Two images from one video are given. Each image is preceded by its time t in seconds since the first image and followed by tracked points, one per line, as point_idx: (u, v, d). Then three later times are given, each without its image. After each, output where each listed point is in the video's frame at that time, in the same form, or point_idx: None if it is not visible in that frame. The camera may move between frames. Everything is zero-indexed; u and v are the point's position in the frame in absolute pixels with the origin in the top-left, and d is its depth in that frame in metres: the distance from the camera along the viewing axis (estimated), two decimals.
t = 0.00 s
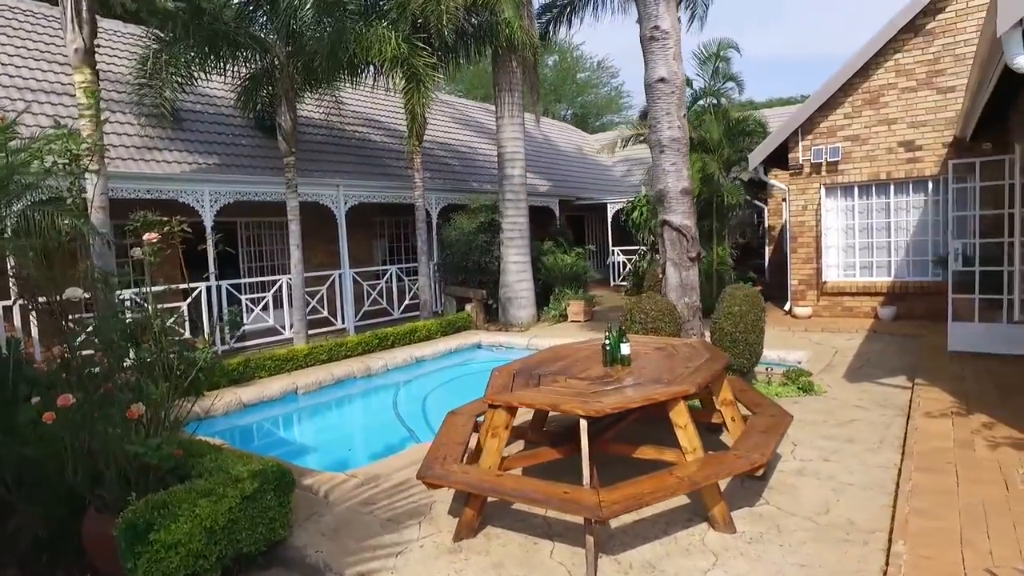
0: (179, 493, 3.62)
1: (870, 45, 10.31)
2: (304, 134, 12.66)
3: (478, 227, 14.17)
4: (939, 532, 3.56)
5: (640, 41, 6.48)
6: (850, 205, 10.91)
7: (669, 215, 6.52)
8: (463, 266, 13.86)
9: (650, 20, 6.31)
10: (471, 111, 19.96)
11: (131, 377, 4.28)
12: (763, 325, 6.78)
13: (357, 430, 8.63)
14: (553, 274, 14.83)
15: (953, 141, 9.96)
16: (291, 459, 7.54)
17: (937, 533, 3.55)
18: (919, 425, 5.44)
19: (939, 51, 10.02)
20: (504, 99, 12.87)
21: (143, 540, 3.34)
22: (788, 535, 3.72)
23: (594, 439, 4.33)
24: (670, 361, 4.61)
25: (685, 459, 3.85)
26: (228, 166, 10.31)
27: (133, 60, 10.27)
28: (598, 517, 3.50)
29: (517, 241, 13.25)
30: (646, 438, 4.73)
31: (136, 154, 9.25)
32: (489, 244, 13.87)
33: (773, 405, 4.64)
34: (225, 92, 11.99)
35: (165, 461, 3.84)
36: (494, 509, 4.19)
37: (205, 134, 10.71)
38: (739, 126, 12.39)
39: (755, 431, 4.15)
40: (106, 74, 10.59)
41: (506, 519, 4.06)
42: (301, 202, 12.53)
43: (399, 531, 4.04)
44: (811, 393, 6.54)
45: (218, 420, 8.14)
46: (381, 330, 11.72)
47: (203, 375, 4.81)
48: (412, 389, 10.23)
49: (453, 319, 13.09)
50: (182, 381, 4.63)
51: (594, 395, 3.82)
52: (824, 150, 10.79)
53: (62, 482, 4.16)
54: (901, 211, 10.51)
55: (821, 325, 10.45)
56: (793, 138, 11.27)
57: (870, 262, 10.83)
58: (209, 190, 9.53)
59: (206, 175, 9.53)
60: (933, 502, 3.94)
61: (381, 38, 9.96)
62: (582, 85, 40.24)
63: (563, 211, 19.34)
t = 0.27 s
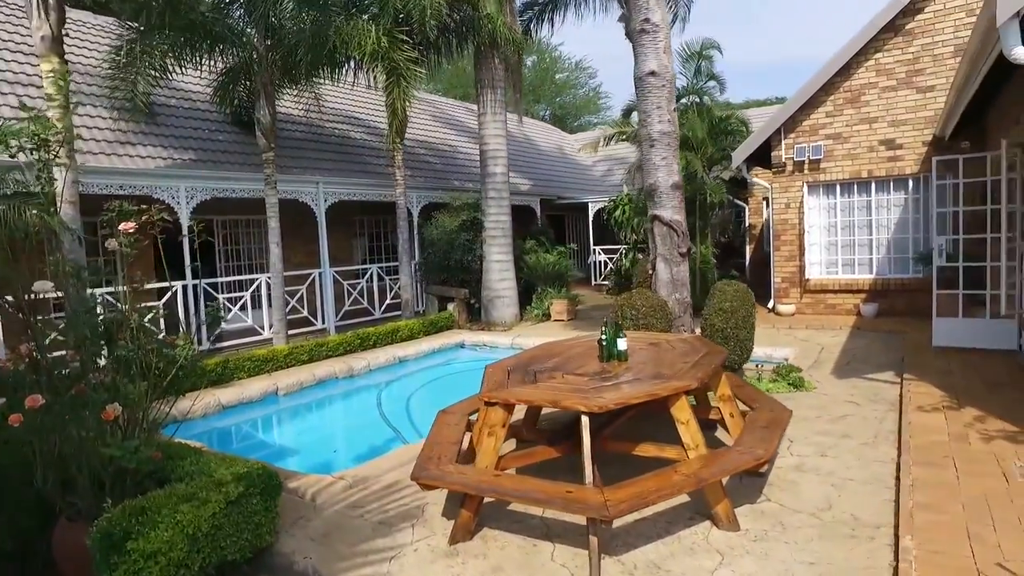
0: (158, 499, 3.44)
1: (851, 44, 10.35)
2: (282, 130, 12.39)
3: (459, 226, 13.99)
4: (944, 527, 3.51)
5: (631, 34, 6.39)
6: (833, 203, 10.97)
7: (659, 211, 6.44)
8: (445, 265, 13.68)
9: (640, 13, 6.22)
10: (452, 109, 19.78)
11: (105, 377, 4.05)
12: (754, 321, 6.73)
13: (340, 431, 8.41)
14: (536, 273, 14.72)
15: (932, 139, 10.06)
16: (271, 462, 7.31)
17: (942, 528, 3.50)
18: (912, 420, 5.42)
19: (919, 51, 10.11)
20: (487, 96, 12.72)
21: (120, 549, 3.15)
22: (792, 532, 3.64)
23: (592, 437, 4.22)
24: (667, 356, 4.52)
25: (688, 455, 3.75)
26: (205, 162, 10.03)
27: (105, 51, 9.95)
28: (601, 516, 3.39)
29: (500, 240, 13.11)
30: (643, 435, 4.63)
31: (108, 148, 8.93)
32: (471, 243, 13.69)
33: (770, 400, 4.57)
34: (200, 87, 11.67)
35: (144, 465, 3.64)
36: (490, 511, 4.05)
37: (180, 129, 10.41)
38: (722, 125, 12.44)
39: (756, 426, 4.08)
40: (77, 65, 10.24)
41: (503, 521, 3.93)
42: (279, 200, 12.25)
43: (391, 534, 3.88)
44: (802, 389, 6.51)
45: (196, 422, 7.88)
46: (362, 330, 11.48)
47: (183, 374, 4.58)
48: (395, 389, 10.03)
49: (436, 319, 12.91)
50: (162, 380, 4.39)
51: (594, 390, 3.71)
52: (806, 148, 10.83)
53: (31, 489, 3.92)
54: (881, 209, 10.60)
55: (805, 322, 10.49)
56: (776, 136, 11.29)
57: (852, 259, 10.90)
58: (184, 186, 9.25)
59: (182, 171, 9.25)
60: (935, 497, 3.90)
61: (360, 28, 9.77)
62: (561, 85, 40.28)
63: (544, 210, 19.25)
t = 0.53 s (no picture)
0: (149, 505, 3.26)
1: (842, 42, 10.34)
2: (268, 127, 12.15)
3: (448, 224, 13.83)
4: (962, 523, 3.46)
5: (628, 27, 6.30)
6: (824, 201, 10.97)
7: (658, 206, 6.36)
8: (434, 264, 13.51)
9: (639, 5, 6.13)
10: (439, 108, 19.61)
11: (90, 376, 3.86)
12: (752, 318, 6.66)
13: (330, 433, 8.24)
14: (526, 272, 14.60)
15: (922, 137, 10.10)
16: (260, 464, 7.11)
17: (960, 525, 3.44)
18: (914, 416, 5.39)
19: (908, 50, 10.14)
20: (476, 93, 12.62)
21: (107, 559, 2.98)
22: (807, 531, 3.56)
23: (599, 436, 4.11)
24: (673, 353, 4.42)
25: (699, 453, 3.64)
26: (190, 158, 9.79)
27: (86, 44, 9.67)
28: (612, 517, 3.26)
29: (489, 238, 12.98)
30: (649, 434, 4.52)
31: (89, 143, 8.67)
32: (460, 241, 13.53)
33: (777, 396, 4.49)
34: (184, 82, 11.40)
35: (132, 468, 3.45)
36: (494, 512, 3.93)
37: (165, 124, 10.15)
38: (712, 123, 12.40)
39: (767, 423, 3.98)
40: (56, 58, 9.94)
41: (509, 523, 3.80)
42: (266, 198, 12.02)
43: (393, 539, 3.73)
44: (802, 385, 6.46)
45: (183, 425, 7.66)
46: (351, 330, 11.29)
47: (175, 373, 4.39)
48: (385, 390, 9.86)
49: (426, 319, 12.76)
50: (152, 379, 4.19)
51: (601, 388, 3.59)
52: (798, 147, 10.78)
53: (11, 494, 3.71)
54: (872, 206, 10.62)
55: (797, 320, 10.47)
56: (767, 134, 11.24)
57: (843, 257, 10.91)
58: (169, 182, 9.01)
59: (166, 166, 9.01)
60: (949, 493, 3.84)
61: (349, 21, 9.68)
62: (546, 86, 40.24)
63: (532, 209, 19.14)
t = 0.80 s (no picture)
0: (143, 518, 3.11)
1: (832, 41, 10.37)
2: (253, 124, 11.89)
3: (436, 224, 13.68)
4: (980, 524, 3.43)
5: (627, 22, 6.23)
6: (813, 200, 11.00)
7: (657, 204, 6.29)
8: (422, 264, 13.34)
9: None
10: (425, 107, 19.42)
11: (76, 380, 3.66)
12: (751, 316, 6.62)
13: (320, 436, 8.06)
14: (514, 271, 14.50)
15: (910, 137, 10.18)
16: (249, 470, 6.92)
17: (978, 525, 3.40)
18: (916, 414, 5.38)
19: (896, 50, 10.21)
20: (465, 91, 12.49)
21: None
22: (823, 534, 3.50)
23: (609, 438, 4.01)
24: (680, 352, 4.35)
25: (713, 454, 3.57)
26: (173, 155, 9.53)
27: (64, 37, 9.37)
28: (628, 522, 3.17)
29: (478, 238, 12.86)
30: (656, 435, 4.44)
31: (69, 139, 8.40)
32: (449, 241, 13.37)
33: (785, 396, 4.44)
34: (167, 78, 11.13)
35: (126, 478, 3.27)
36: (502, 518, 3.81)
37: (146, 121, 9.88)
38: (702, 122, 12.39)
39: (778, 423, 3.92)
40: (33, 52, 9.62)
41: (518, 529, 3.70)
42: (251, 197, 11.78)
43: (399, 547, 3.60)
44: (800, 384, 6.43)
45: (169, 430, 7.44)
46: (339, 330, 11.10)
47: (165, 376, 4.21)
48: (375, 391, 9.69)
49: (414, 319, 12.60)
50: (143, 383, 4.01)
51: (615, 390, 3.50)
52: (788, 145, 10.79)
53: None
54: (862, 205, 10.68)
55: (788, 318, 10.48)
56: (757, 133, 11.24)
57: (833, 256, 10.96)
58: (151, 181, 8.76)
59: (149, 165, 8.76)
60: (962, 493, 3.81)
61: (336, 15, 9.53)
62: (530, 85, 40.18)
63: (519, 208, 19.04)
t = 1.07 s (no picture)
0: (140, 531, 2.95)
1: (818, 43, 10.45)
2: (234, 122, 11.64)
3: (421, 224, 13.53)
4: (992, 522, 3.43)
5: (623, 20, 6.21)
6: (799, 200, 11.08)
7: (653, 204, 6.26)
8: (407, 265, 13.18)
9: None
10: (408, 106, 19.24)
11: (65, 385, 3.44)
12: (746, 316, 6.61)
13: (309, 441, 7.89)
14: (499, 272, 14.40)
15: (894, 139, 10.31)
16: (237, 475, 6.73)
17: (990, 524, 3.41)
18: (913, 412, 5.41)
19: (880, 52, 10.34)
20: (451, 90, 12.37)
21: None
22: (837, 534, 3.47)
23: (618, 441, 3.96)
24: (686, 352, 4.30)
25: (726, 456, 3.53)
26: (152, 153, 9.28)
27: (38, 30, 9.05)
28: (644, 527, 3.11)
29: (465, 238, 12.75)
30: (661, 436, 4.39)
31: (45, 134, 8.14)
32: (435, 241, 13.21)
33: (790, 396, 4.42)
34: (144, 74, 10.83)
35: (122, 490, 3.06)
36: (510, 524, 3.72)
37: (125, 118, 9.60)
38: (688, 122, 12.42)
39: (787, 423, 3.90)
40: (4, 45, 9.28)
41: (527, 535, 3.61)
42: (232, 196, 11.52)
43: (405, 556, 3.49)
44: (795, 384, 6.44)
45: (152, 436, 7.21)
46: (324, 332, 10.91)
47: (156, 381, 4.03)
48: (363, 394, 9.52)
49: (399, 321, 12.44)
50: (139, 387, 3.72)
51: (628, 391, 3.43)
52: (774, 146, 10.86)
53: None
54: (846, 206, 10.79)
55: (775, 318, 10.54)
56: (743, 134, 11.29)
57: (818, 255, 11.06)
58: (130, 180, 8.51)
59: (128, 163, 8.51)
60: (970, 491, 3.82)
61: (322, 10, 9.37)
62: (510, 85, 40.12)
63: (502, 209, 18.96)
